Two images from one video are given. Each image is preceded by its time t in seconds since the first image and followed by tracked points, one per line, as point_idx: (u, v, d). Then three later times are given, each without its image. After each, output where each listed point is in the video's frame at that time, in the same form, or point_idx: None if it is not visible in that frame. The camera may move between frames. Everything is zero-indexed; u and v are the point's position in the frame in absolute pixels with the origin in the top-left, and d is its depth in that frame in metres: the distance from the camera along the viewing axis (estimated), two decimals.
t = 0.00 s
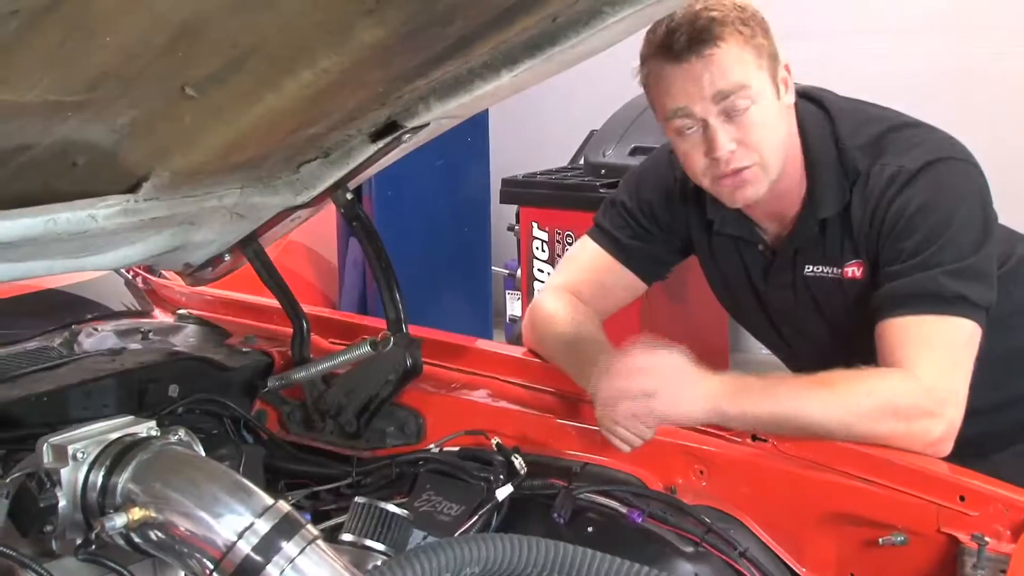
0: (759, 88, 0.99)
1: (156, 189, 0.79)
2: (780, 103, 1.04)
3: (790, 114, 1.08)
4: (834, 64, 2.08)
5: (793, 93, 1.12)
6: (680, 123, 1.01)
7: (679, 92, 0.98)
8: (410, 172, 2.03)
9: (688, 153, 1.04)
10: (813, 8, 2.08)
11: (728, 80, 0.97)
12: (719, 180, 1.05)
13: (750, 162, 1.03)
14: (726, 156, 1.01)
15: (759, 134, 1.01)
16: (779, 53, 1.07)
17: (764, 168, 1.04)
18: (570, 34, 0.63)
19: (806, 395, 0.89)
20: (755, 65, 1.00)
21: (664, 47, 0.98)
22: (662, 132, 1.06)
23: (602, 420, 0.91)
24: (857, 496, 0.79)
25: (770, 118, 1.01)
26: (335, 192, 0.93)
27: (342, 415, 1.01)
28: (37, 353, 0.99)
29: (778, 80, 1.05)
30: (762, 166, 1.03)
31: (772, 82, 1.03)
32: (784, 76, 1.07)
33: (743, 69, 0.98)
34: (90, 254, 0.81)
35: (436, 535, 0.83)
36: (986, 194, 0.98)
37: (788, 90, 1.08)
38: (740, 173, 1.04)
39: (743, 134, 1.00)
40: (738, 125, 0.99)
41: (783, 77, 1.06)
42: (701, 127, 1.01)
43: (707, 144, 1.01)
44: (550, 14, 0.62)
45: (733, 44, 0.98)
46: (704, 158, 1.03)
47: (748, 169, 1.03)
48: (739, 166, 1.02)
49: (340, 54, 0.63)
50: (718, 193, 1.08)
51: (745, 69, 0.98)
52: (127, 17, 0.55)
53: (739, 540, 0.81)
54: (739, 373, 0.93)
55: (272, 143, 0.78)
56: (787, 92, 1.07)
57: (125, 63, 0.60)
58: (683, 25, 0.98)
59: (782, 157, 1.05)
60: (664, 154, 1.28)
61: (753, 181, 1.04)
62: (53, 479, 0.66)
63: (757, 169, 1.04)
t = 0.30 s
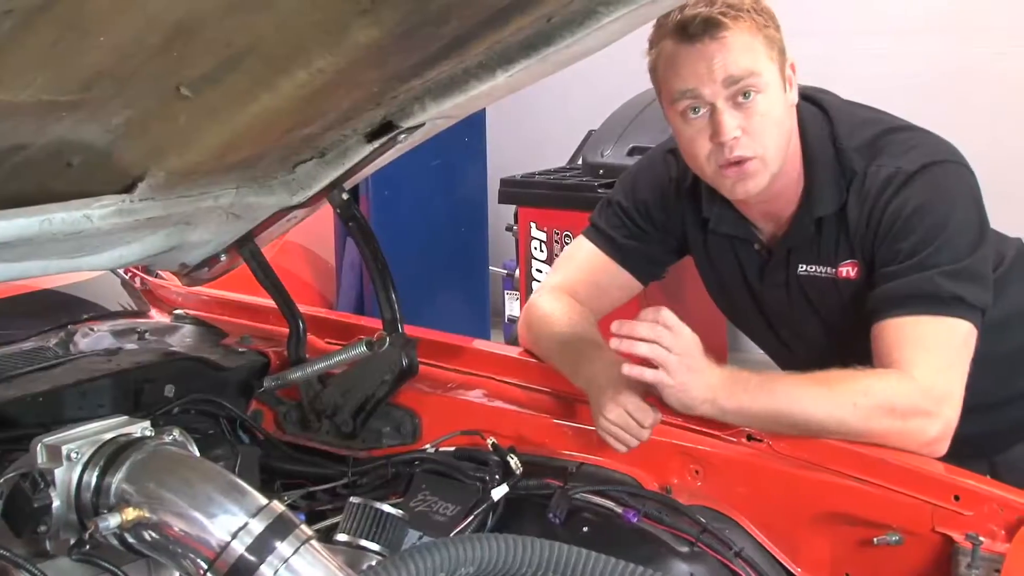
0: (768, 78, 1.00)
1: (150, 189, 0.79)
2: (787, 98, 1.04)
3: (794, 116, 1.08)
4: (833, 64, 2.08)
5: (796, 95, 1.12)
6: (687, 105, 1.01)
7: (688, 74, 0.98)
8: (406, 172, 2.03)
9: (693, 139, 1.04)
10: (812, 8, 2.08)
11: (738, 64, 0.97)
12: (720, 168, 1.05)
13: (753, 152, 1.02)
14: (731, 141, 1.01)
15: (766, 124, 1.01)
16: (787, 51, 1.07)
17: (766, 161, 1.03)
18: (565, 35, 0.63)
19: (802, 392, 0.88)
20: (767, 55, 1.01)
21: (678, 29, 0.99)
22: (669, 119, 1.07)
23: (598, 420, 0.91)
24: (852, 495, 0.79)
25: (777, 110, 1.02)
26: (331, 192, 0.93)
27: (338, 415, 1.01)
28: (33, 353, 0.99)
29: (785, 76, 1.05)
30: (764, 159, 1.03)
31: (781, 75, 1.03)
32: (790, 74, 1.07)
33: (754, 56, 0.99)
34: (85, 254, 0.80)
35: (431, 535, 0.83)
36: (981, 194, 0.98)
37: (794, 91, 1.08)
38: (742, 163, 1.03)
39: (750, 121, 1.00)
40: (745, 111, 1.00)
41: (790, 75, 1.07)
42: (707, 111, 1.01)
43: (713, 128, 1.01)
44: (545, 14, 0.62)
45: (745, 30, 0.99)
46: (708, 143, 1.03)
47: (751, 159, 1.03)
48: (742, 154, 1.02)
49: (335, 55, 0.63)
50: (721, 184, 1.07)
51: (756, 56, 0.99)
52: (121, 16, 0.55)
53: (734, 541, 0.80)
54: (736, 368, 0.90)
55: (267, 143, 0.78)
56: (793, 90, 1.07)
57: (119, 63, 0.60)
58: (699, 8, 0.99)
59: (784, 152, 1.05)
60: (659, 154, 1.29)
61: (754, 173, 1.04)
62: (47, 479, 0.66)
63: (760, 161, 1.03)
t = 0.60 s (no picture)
0: (768, 75, 1.00)
1: (146, 189, 0.79)
2: (786, 97, 1.04)
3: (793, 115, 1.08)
4: (831, 64, 2.08)
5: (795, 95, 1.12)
6: (685, 99, 1.01)
7: (688, 66, 0.99)
8: (404, 172, 2.03)
9: (690, 135, 1.04)
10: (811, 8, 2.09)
11: (737, 58, 0.98)
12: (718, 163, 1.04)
13: (752, 147, 1.02)
14: (728, 137, 1.01)
15: (765, 120, 1.01)
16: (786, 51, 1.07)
17: (764, 158, 1.04)
18: (561, 34, 0.63)
19: (796, 394, 0.88)
20: (767, 52, 1.01)
21: (679, 21, 0.99)
22: (667, 115, 1.07)
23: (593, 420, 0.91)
24: (847, 495, 0.79)
25: (776, 107, 1.02)
26: (327, 192, 0.93)
27: (335, 415, 1.01)
28: (29, 353, 0.99)
29: (784, 76, 1.05)
30: (762, 155, 1.03)
31: (781, 73, 1.03)
32: (790, 75, 1.07)
33: (754, 51, 0.99)
34: (80, 255, 0.80)
35: (428, 535, 0.83)
36: (976, 193, 0.99)
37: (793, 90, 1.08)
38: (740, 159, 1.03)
39: (748, 117, 1.00)
40: (743, 106, 1.00)
41: (789, 75, 1.07)
42: (706, 105, 1.01)
43: (711, 122, 1.01)
44: (541, 14, 0.62)
45: (746, 25, 0.99)
46: (706, 140, 1.03)
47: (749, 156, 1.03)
48: (739, 149, 1.02)
49: (330, 55, 0.63)
50: (719, 183, 1.07)
51: (756, 52, 0.99)
52: (116, 16, 0.55)
53: (731, 540, 0.81)
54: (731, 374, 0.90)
55: (263, 143, 0.78)
56: (791, 90, 1.07)
57: (115, 63, 0.60)
58: (700, 2, 0.99)
59: (782, 150, 1.05)
60: (654, 154, 1.29)
61: (752, 170, 1.04)
62: (41, 479, 0.66)
63: (757, 156, 1.03)
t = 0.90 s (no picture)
0: (766, 80, 1.00)
1: (141, 189, 0.79)
2: (782, 97, 1.04)
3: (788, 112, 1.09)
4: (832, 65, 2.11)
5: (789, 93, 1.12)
6: (684, 104, 1.01)
7: (687, 74, 0.98)
8: (401, 172, 2.03)
9: (688, 137, 1.04)
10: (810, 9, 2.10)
11: (738, 66, 0.97)
12: (716, 166, 1.05)
13: (750, 152, 1.03)
14: (728, 142, 1.01)
15: (763, 124, 1.01)
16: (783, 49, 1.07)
17: (763, 159, 1.04)
18: (556, 34, 0.63)
19: (789, 395, 0.88)
20: (765, 56, 1.01)
21: (679, 27, 0.98)
22: (664, 116, 1.07)
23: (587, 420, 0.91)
24: (843, 495, 0.79)
25: (773, 110, 1.02)
26: (323, 192, 0.93)
27: (330, 415, 1.01)
28: (26, 353, 0.99)
29: (781, 75, 1.05)
30: (761, 158, 1.04)
31: (778, 74, 1.03)
32: (785, 73, 1.08)
33: (753, 57, 0.99)
34: (76, 255, 0.80)
35: (424, 535, 0.83)
36: (969, 193, 0.99)
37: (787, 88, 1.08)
38: (738, 162, 1.04)
39: (747, 122, 1.01)
40: (742, 112, 1.00)
41: (784, 73, 1.07)
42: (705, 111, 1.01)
43: (710, 127, 1.01)
44: (536, 14, 0.62)
45: (745, 32, 0.98)
46: (705, 143, 1.03)
47: (747, 160, 1.03)
48: (739, 154, 1.02)
49: (325, 55, 0.63)
50: (714, 181, 1.08)
51: (755, 58, 0.99)
52: (110, 15, 0.55)
53: (727, 541, 0.81)
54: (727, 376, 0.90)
55: (259, 144, 0.78)
56: (786, 88, 1.07)
57: (110, 63, 0.60)
58: (699, 8, 0.98)
59: (780, 151, 1.05)
60: (648, 152, 1.29)
61: (750, 172, 1.04)
62: (36, 479, 0.66)
63: (755, 160, 1.04)
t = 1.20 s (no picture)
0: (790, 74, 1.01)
1: (136, 189, 0.79)
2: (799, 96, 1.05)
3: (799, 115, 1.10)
4: (831, 65, 2.11)
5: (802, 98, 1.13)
6: (705, 83, 1.01)
7: (713, 54, 0.98)
8: (398, 172, 2.02)
9: (702, 119, 1.04)
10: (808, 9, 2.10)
11: (764, 54, 0.98)
12: (725, 151, 1.04)
13: (764, 141, 1.03)
14: (743, 128, 1.01)
15: (781, 116, 1.02)
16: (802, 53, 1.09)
17: (773, 152, 1.04)
18: (551, 35, 0.63)
19: (781, 399, 0.86)
20: (791, 51, 1.02)
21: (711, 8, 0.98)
22: (679, 98, 1.07)
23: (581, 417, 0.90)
24: (838, 495, 0.80)
25: (791, 105, 1.02)
26: (319, 192, 0.93)
27: (327, 414, 1.01)
28: (21, 353, 0.99)
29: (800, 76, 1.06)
30: (772, 149, 1.04)
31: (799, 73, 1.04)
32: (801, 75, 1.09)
33: (781, 48, 0.99)
34: (71, 255, 0.80)
35: (419, 535, 0.83)
36: (964, 191, 0.99)
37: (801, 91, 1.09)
38: (749, 149, 1.03)
39: (766, 110, 1.01)
40: (762, 100, 1.00)
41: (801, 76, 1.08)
42: (725, 94, 1.01)
43: (728, 110, 1.01)
44: (531, 14, 0.62)
45: (775, 23, 0.99)
46: (718, 127, 1.03)
47: (759, 148, 1.03)
48: (752, 141, 1.02)
49: (319, 56, 0.63)
50: (720, 167, 1.07)
51: (782, 50, 0.99)
52: (104, 15, 0.55)
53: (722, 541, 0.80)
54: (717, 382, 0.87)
55: (254, 144, 0.78)
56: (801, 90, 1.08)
57: (104, 63, 0.60)
58: None
59: (790, 146, 1.05)
60: (645, 153, 1.30)
61: (758, 162, 1.04)
62: (29, 480, 0.66)
63: (766, 150, 1.04)
